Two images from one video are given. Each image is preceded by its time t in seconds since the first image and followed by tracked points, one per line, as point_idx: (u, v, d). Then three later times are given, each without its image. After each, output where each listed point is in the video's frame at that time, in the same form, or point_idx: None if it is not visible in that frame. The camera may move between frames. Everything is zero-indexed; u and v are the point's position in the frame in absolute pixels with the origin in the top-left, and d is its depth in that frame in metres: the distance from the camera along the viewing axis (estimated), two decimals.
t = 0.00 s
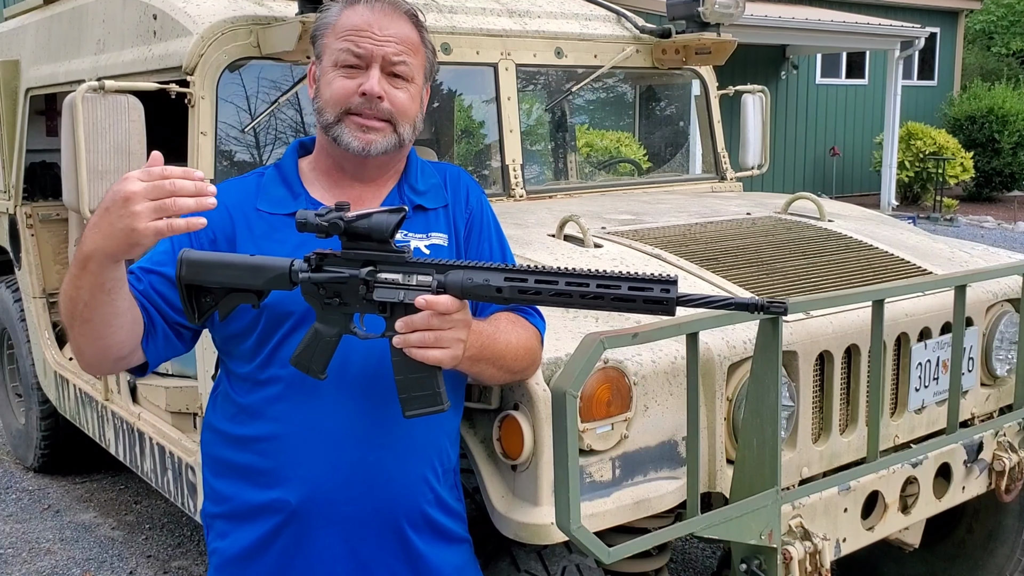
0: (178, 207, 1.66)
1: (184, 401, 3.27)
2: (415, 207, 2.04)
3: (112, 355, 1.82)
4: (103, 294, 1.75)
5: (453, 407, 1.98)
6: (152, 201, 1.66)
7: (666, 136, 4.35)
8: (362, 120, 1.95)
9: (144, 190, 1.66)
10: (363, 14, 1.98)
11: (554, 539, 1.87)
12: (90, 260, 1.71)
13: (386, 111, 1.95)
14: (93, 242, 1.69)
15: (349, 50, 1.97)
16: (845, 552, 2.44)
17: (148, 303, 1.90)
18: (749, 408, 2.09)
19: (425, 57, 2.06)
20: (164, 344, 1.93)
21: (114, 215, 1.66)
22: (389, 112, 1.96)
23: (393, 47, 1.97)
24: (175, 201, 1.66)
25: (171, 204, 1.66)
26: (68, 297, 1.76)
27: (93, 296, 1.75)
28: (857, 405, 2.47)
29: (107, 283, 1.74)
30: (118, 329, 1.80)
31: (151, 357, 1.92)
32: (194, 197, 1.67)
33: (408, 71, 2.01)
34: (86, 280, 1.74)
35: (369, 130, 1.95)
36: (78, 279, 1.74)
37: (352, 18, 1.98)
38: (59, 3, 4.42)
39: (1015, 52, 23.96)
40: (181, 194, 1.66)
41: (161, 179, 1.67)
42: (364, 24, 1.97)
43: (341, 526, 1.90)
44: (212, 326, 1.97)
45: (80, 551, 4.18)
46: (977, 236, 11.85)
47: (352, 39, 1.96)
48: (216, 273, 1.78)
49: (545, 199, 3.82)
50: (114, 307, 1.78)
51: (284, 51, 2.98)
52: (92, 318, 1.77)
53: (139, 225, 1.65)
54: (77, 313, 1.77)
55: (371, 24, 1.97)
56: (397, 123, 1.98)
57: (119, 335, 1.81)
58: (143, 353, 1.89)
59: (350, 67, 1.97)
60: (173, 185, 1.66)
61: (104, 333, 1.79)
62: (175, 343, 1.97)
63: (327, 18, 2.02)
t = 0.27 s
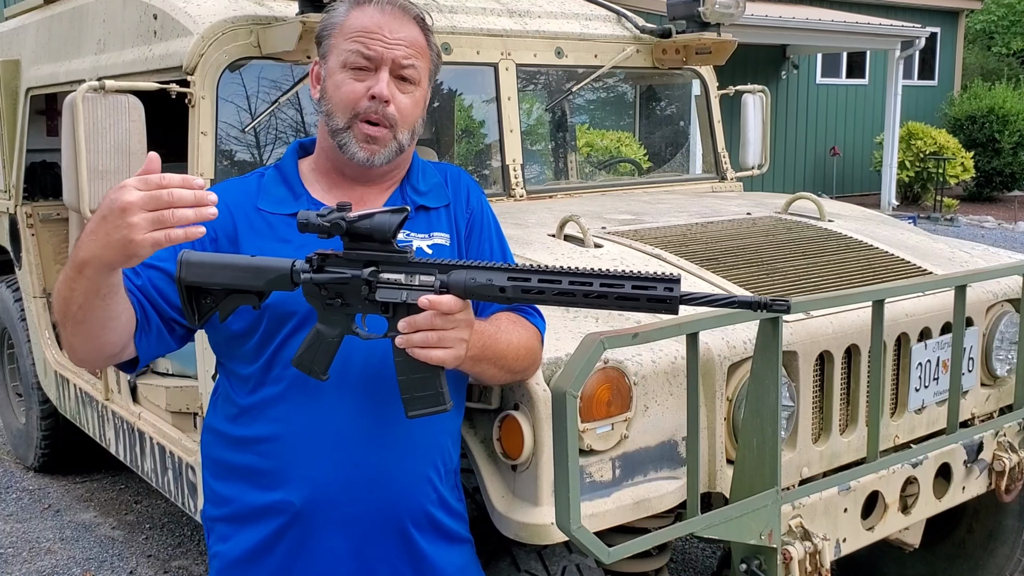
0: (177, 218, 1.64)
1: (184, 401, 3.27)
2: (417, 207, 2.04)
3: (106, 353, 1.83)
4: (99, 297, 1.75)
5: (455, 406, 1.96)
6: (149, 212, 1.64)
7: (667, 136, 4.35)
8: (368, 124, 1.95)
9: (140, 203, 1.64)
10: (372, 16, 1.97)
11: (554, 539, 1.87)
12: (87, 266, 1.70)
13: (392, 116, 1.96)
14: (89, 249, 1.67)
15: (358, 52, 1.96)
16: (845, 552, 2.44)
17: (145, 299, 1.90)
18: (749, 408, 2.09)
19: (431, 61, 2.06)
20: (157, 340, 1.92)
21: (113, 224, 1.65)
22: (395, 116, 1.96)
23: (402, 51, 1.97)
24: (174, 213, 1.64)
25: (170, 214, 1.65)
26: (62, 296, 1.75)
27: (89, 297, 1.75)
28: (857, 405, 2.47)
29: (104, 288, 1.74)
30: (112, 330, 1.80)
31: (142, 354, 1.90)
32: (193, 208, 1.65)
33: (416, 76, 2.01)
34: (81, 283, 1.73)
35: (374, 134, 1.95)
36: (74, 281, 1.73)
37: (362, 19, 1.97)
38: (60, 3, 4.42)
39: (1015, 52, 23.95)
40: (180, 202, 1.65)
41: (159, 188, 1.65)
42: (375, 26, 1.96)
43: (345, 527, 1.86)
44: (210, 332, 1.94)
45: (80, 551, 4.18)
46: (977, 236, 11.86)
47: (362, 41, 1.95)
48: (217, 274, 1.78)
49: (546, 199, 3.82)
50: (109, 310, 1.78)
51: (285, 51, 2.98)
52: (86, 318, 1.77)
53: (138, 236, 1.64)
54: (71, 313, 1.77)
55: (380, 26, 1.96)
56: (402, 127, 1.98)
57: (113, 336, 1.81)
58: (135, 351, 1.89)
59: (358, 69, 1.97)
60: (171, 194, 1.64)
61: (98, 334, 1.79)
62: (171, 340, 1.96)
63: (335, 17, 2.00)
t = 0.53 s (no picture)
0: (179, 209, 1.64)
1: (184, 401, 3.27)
2: (419, 207, 2.04)
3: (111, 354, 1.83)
4: (102, 298, 1.75)
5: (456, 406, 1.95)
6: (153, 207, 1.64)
7: (667, 136, 4.35)
8: (378, 123, 1.95)
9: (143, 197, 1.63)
10: (382, 16, 1.97)
11: (555, 539, 1.87)
12: (89, 266, 1.70)
13: (404, 116, 1.96)
14: (92, 248, 1.67)
15: (368, 51, 1.96)
16: (845, 553, 2.44)
17: (146, 300, 1.89)
18: (750, 408, 2.09)
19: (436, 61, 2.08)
20: (161, 341, 1.91)
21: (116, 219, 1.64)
22: (406, 116, 1.97)
23: (412, 52, 1.98)
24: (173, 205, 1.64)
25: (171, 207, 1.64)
26: (63, 299, 1.75)
27: (92, 300, 1.74)
28: (858, 405, 2.47)
29: (106, 289, 1.74)
30: (116, 330, 1.80)
31: (148, 355, 1.90)
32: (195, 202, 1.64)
33: (423, 76, 2.02)
34: (84, 284, 1.72)
35: (385, 131, 1.95)
36: (76, 283, 1.73)
37: (371, 19, 1.97)
38: (60, 2, 4.43)
39: (1016, 52, 23.94)
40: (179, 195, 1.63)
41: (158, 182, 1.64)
42: (384, 26, 1.97)
43: (346, 529, 1.86)
44: (210, 333, 1.93)
45: (81, 550, 4.18)
46: (977, 236, 11.85)
47: (372, 42, 1.95)
48: (222, 275, 1.77)
49: (546, 199, 3.82)
50: (111, 310, 1.78)
51: (286, 50, 2.98)
52: (90, 320, 1.77)
53: (141, 233, 1.64)
54: (73, 315, 1.76)
55: (390, 27, 1.96)
56: (412, 127, 1.99)
57: (118, 337, 1.81)
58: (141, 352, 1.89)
59: (367, 69, 1.97)
60: (172, 187, 1.63)
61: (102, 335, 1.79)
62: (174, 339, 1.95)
63: (342, 16, 2.00)
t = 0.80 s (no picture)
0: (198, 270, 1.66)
1: (185, 400, 3.28)
2: (421, 207, 2.04)
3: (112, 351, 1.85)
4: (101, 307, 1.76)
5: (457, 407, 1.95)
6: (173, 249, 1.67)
7: (668, 136, 4.35)
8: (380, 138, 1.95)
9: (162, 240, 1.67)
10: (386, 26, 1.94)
11: (555, 538, 1.87)
12: (99, 306, 1.76)
13: (406, 129, 1.96)
14: (104, 295, 1.72)
15: (371, 63, 1.93)
16: (845, 552, 2.44)
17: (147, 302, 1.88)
18: (750, 408, 2.09)
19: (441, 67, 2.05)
20: (156, 343, 1.90)
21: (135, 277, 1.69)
22: (408, 129, 1.97)
23: (416, 64, 1.95)
24: (191, 258, 1.65)
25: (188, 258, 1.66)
26: (69, 318, 1.81)
27: (97, 330, 1.81)
28: (858, 405, 2.47)
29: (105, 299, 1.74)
30: (117, 350, 1.87)
31: (142, 355, 1.90)
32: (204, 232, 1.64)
33: (428, 85, 2.00)
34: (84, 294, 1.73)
35: (387, 146, 1.96)
36: (83, 312, 1.79)
37: (375, 28, 1.94)
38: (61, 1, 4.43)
39: (1017, 52, 23.92)
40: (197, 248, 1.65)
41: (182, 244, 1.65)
42: (388, 37, 1.94)
43: (346, 529, 1.86)
44: (209, 334, 1.93)
45: (81, 549, 4.19)
46: (978, 236, 11.85)
47: (376, 53, 1.93)
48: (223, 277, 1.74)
49: (547, 198, 3.82)
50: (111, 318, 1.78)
51: (286, 50, 2.98)
52: (92, 343, 1.84)
53: (156, 298, 1.69)
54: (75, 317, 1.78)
55: (394, 38, 1.93)
56: (414, 138, 1.99)
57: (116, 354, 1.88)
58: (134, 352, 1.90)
59: (371, 80, 1.94)
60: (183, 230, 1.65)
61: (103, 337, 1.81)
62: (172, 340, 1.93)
63: (346, 22, 1.97)
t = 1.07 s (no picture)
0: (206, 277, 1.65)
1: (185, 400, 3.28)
2: (423, 207, 2.04)
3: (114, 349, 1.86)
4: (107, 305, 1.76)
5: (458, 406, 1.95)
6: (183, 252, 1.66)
7: (668, 135, 4.35)
8: (382, 144, 1.96)
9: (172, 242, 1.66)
10: (390, 32, 1.93)
11: (555, 538, 1.87)
12: (105, 304, 1.75)
13: (408, 134, 1.96)
14: (112, 294, 1.72)
15: (374, 69, 1.93)
16: (846, 551, 2.45)
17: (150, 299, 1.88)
18: (750, 407, 2.09)
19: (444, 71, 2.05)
20: (158, 340, 1.90)
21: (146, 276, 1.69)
22: (410, 134, 1.97)
23: (419, 70, 1.95)
24: (202, 262, 1.64)
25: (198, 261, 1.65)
26: (74, 315, 1.82)
27: (102, 329, 1.81)
28: (859, 405, 2.47)
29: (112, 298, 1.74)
30: (121, 347, 1.87)
31: (142, 351, 1.90)
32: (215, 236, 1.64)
33: (431, 91, 2.00)
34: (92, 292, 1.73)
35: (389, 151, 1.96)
36: (88, 310, 1.79)
37: (379, 33, 1.94)
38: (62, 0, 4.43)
39: (1017, 52, 23.91)
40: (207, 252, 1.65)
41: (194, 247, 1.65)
42: (392, 42, 1.93)
43: (349, 529, 1.85)
44: (210, 333, 1.92)
45: (82, 549, 4.19)
46: (978, 235, 11.85)
47: (379, 59, 1.92)
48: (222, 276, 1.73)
49: (547, 197, 3.82)
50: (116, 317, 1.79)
51: (287, 49, 2.98)
52: (96, 340, 1.84)
53: (165, 300, 1.69)
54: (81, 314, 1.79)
55: (398, 44, 1.93)
56: (416, 142, 1.99)
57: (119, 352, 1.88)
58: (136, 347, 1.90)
59: (374, 86, 1.95)
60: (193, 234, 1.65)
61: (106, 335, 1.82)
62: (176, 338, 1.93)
63: (349, 27, 1.96)
